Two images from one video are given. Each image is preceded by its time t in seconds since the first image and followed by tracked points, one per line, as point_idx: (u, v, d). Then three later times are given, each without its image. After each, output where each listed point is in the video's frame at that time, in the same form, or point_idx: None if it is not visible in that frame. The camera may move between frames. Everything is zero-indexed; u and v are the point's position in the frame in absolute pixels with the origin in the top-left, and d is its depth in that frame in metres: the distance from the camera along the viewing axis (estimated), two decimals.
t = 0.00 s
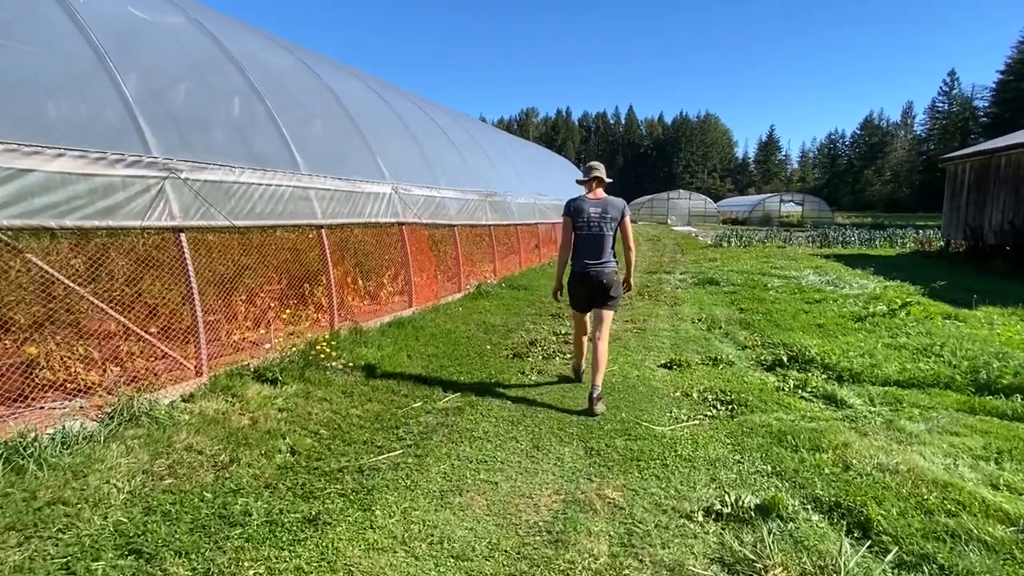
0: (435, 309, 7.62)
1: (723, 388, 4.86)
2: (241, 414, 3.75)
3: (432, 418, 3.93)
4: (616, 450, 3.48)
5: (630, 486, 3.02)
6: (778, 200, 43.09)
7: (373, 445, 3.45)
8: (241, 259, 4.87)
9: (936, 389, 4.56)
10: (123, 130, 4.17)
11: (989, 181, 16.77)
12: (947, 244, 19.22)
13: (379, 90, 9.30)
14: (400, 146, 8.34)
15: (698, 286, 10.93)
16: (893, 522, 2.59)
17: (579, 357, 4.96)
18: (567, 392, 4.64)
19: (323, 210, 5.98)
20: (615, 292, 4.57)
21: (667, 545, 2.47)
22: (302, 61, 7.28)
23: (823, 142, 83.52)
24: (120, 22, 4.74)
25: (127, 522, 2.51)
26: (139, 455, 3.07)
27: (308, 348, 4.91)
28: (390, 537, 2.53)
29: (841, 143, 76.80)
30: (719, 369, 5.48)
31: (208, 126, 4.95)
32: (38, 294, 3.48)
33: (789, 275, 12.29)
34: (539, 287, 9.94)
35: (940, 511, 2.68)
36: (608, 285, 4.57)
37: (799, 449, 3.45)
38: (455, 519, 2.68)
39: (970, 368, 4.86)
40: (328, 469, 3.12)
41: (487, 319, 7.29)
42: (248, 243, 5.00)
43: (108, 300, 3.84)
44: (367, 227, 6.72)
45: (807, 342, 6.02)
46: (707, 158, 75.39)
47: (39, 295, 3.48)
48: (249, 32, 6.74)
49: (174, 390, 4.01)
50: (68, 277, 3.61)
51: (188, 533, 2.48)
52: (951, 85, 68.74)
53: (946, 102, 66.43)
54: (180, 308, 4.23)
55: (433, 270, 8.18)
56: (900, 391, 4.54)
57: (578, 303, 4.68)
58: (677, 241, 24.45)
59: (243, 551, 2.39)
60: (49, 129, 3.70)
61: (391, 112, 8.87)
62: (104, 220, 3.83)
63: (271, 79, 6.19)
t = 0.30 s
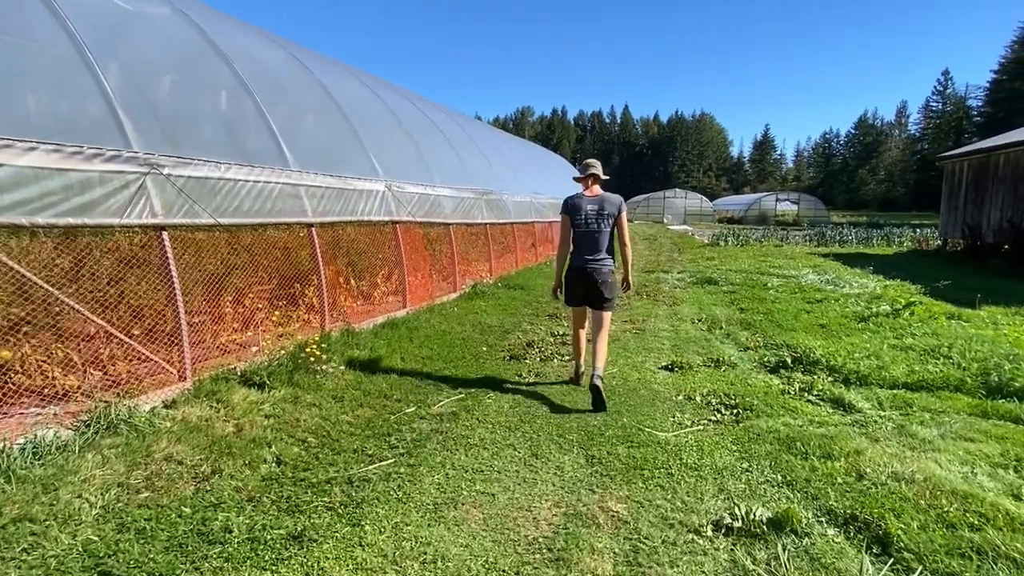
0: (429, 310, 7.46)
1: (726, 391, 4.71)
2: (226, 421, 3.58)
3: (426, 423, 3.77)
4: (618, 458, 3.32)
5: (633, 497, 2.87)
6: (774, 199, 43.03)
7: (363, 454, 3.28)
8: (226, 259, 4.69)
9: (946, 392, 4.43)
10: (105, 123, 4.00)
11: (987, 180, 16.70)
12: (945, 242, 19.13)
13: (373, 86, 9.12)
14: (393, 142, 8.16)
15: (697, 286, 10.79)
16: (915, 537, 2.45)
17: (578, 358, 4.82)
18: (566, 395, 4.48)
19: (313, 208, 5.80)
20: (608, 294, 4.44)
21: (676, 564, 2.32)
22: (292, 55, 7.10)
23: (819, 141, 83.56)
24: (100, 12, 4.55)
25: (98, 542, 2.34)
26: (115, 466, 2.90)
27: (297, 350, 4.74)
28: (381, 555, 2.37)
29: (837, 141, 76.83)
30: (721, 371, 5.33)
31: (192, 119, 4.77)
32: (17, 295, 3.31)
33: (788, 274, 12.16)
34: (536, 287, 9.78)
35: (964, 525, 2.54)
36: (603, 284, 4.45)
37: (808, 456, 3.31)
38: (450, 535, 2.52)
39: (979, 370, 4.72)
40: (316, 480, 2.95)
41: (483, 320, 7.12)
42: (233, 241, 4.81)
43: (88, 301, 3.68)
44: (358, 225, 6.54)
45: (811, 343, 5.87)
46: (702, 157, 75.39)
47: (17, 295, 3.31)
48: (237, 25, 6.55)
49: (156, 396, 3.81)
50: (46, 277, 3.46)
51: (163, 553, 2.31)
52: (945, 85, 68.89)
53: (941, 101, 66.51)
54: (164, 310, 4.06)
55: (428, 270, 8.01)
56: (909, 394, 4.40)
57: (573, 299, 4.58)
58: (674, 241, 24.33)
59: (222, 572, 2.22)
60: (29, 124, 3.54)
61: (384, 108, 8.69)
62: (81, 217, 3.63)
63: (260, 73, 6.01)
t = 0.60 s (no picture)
0: (424, 310, 7.28)
1: (731, 395, 4.55)
2: (208, 429, 3.40)
3: (420, 430, 3.60)
4: (622, 468, 3.15)
5: (639, 511, 2.70)
6: (770, 199, 42.96)
7: (352, 464, 3.11)
8: (210, 258, 4.50)
9: (959, 395, 4.28)
10: (81, 116, 3.82)
11: (986, 179, 16.62)
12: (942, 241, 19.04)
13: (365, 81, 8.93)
14: (387, 138, 7.98)
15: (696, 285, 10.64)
16: (942, 555, 2.28)
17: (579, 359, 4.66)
18: (566, 399, 4.30)
19: (303, 205, 5.60)
20: (604, 286, 4.42)
21: None
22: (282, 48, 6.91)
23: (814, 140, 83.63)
24: None
25: (62, 565, 2.15)
26: (85, 479, 2.71)
27: (285, 353, 4.56)
28: None
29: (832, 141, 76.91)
30: (724, 374, 5.17)
31: (173, 112, 4.58)
32: None
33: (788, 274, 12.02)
34: (532, 287, 9.60)
35: (993, 542, 2.38)
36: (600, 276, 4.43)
37: (822, 466, 3.15)
38: (445, 554, 2.35)
39: (991, 372, 4.58)
40: (301, 494, 2.78)
41: (479, 321, 6.95)
42: (216, 239, 4.61)
43: (63, 304, 3.49)
44: (349, 223, 6.34)
45: (816, 345, 5.72)
46: (698, 157, 75.36)
47: None
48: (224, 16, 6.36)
49: (134, 402, 3.61)
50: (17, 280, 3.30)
51: None
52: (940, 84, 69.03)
53: (934, 101, 66.62)
54: (145, 311, 3.86)
55: (422, 269, 7.84)
56: (921, 398, 4.25)
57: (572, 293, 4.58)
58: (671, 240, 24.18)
59: None
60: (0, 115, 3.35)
61: (377, 103, 8.51)
62: (53, 216, 3.41)
63: (247, 66, 5.82)
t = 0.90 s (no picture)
0: (416, 312, 7.09)
1: (735, 400, 4.38)
2: (185, 441, 3.20)
3: (410, 440, 3.42)
4: (624, 481, 2.97)
5: (645, 531, 2.52)
6: (765, 198, 42.90)
7: (338, 478, 2.92)
8: (190, 259, 4.29)
9: (971, 400, 4.12)
10: (52, 109, 3.62)
11: (984, 178, 16.54)
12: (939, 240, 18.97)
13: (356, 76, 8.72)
14: (378, 135, 7.79)
15: (694, 285, 10.48)
16: None
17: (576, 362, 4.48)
18: (564, 406, 4.12)
19: (289, 203, 5.40)
20: (606, 285, 4.34)
21: None
22: (269, 42, 6.70)
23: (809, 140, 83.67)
24: None
25: None
26: (48, 496, 2.49)
27: (270, 358, 4.36)
28: None
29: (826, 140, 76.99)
30: (727, 378, 5.00)
31: (150, 106, 4.37)
32: None
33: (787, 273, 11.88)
34: (528, 287, 9.42)
35: None
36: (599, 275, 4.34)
37: (835, 479, 2.98)
38: None
39: (1003, 376, 4.43)
40: (282, 512, 2.59)
41: (473, 323, 6.76)
42: (197, 239, 4.40)
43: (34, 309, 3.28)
44: (338, 221, 6.14)
45: (820, 347, 5.56)
46: (693, 156, 75.32)
47: None
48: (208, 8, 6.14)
49: (107, 412, 3.36)
50: None
51: None
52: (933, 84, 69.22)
53: (927, 101, 66.77)
54: (122, 312, 3.63)
55: (415, 269, 7.64)
56: (932, 403, 4.09)
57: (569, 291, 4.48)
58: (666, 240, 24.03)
59: None
60: None
61: (368, 99, 8.31)
62: (19, 214, 3.20)
63: (231, 59, 5.62)
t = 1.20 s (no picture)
0: (409, 314, 6.90)
1: (740, 408, 4.21)
2: (161, 456, 3.01)
3: (400, 454, 3.24)
4: (627, 499, 2.80)
5: (651, 555, 2.35)
6: (761, 197, 42.82)
7: (322, 498, 2.74)
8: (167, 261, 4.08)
9: (985, 408, 3.97)
10: (21, 104, 3.42)
11: (982, 177, 16.44)
12: (936, 239, 18.85)
13: (349, 73, 8.52)
14: (370, 133, 7.60)
15: (692, 286, 10.31)
16: None
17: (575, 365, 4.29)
18: (562, 415, 3.94)
19: (276, 203, 5.20)
20: (604, 292, 4.31)
21: None
22: (257, 37, 6.51)
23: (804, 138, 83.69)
24: None
25: None
26: (6, 521, 2.30)
27: (253, 366, 4.17)
28: None
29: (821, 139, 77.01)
30: (730, 384, 4.83)
31: (129, 102, 4.18)
32: None
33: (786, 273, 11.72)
34: (523, 288, 9.23)
35: None
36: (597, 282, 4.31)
37: (850, 496, 2.82)
38: None
39: (1017, 383, 4.27)
40: (262, 537, 2.41)
41: (468, 326, 6.57)
42: (175, 240, 4.19)
43: None
44: (328, 222, 5.94)
45: (825, 351, 5.39)
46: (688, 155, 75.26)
47: None
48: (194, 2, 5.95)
49: (80, 426, 3.17)
50: None
51: None
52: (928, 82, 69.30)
53: (922, 100, 66.82)
54: (99, 318, 3.44)
55: (408, 271, 7.45)
56: (945, 412, 3.94)
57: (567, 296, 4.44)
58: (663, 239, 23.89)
59: None
60: None
61: (361, 96, 8.11)
62: None
63: (217, 54, 5.42)
